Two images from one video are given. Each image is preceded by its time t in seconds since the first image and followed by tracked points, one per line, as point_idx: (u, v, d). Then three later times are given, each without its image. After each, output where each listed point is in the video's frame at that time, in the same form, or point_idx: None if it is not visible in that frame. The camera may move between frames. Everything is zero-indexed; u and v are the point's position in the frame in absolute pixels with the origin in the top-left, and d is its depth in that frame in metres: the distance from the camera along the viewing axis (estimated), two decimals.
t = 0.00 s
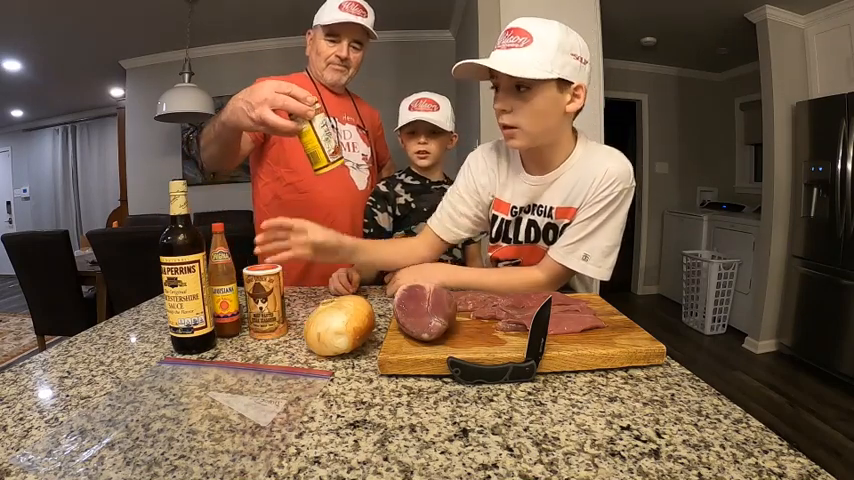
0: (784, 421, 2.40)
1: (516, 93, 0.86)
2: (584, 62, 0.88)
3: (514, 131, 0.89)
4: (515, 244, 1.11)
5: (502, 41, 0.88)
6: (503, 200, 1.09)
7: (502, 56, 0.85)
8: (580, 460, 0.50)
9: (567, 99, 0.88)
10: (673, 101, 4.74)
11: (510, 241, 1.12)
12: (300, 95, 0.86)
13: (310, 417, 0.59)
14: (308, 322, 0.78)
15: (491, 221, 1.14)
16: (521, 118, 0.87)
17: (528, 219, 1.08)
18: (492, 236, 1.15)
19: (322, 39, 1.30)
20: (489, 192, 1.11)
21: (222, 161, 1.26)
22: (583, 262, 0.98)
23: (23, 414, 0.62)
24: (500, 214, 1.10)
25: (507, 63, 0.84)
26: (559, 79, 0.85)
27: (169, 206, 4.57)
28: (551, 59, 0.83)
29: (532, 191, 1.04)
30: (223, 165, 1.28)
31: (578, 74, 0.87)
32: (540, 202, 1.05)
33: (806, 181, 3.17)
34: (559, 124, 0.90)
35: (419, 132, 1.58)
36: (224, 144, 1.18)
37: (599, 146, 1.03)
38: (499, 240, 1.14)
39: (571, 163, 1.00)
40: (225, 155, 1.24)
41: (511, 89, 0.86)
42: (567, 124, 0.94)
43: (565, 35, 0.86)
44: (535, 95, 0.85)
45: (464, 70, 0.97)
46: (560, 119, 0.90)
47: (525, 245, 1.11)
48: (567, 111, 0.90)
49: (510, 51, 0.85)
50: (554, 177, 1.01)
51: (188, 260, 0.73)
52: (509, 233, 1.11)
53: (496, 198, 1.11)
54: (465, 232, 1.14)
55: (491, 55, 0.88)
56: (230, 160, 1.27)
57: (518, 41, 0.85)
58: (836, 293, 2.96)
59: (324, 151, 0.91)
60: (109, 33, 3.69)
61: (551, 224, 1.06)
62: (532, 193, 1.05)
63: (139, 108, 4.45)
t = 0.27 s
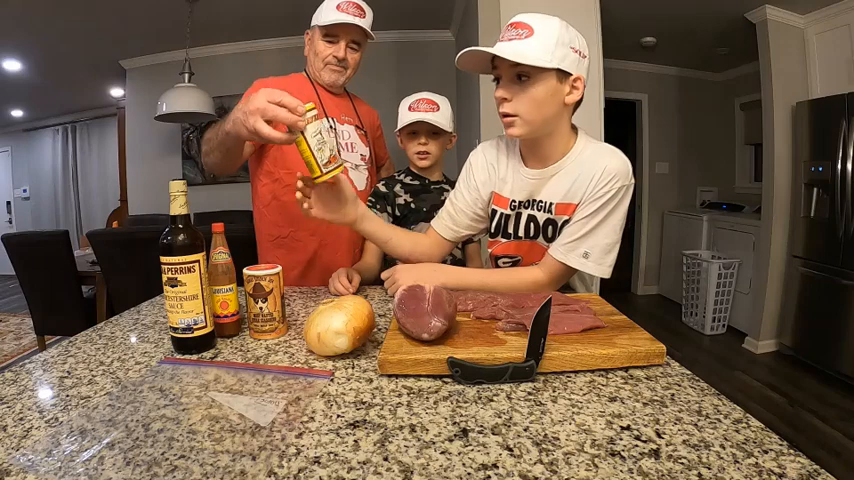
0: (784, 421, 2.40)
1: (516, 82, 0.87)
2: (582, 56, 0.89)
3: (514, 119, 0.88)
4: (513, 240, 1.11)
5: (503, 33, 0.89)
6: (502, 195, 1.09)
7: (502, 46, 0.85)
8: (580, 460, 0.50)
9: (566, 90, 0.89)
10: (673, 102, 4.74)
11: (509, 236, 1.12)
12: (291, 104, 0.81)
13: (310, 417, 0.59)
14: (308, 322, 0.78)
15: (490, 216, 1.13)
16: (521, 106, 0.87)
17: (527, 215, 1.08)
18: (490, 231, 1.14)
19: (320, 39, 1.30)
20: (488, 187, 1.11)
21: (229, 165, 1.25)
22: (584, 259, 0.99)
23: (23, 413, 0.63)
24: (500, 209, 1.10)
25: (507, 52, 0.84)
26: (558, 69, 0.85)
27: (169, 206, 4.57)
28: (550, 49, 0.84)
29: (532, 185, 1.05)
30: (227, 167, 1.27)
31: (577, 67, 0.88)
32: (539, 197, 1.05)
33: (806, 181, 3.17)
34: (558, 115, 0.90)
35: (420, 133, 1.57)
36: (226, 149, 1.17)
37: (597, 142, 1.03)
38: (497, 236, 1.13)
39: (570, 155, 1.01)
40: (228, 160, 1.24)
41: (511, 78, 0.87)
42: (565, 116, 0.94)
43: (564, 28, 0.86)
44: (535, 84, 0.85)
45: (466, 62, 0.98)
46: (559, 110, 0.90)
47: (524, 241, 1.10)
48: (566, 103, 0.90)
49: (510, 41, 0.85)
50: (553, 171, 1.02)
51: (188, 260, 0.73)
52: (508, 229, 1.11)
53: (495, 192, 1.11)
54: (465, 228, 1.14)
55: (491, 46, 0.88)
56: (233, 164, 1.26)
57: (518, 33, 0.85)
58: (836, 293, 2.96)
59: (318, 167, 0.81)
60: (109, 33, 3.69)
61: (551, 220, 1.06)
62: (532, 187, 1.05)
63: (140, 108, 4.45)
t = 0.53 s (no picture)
0: (784, 421, 2.40)
1: (513, 86, 0.87)
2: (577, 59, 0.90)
3: (511, 122, 0.88)
4: (512, 245, 1.11)
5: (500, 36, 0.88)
6: (500, 203, 1.08)
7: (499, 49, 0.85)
8: (580, 460, 0.50)
9: (563, 93, 0.89)
10: (673, 102, 4.74)
11: (508, 242, 1.12)
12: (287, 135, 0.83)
13: (310, 417, 0.59)
14: (308, 321, 0.78)
15: (490, 226, 1.13)
16: (518, 109, 0.87)
17: (526, 220, 1.08)
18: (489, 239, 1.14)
19: (318, 40, 1.29)
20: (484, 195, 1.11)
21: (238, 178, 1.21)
22: (583, 262, 0.99)
23: (23, 413, 0.63)
24: (499, 217, 1.09)
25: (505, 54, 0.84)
26: (555, 72, 0.85)
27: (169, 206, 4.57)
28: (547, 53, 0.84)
29: (528, 191, 1.04)
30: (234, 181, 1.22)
31: (573, 69, 0.89)
32: (537, 202, 1.05)
33: (806, 181, 3.17)
34: (554, 118, 0.90)
35: (419, 132, 1.57)
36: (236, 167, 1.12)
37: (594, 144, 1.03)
38: (497, 242, 1.13)
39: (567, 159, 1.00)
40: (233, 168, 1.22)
41: (509, 81, 0.87)
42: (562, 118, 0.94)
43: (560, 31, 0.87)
44: (532, 87, 0.86)
45: (462, 64, 0.97)
46: (555, 113, 0.90)
47: (524, 246, 1.11)
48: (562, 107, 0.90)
49: (507, 44, 0.85)
50: (550, 175, 1.01)
51: (188, 260, 0.73)
52: (507, 235, 1.11)
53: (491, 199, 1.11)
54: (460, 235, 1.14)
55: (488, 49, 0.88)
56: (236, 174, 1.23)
57: (515, 35, 0.85)
58: (836, 293, 2.96)
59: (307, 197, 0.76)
60: (109, 33, 3.69)
61: (549, 224, 1.06)
62: (529, 194, 1.04)
63: (139, 108, 4.45)
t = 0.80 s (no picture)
0: (784, 421, 2.40)
1: (509, 96, 0.86)
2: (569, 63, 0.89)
3: (510, 135, 0.88)
4: (512, 249, 1.12)
5: (489, 44, 0.85)
6: (496, 211, 1.08)
7: (491, 60, 0.82)
8: (580, 460, 0.50)
9: (557, 100, 0.89)
10: (673, 102, 4.74)
11: (507, 247, 1.12)
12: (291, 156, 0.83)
13: (310, 417, 0.59)
14: (308, 321, 0.78)
15: (488, 232, 1.13)
16: (515, 121, 0.87)
17: (524, 224, 1.08)
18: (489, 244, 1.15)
19: (318, 39, 1.29)
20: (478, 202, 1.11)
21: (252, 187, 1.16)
22: (581, 264, 0.99)
23: (23, 413, 0.63)
24: (496, 225, 1.09)
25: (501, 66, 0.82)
26: (549, 80, 0.85)
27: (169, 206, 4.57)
28: (542, 61, 0.83)
29: (524, 197, 1.04)
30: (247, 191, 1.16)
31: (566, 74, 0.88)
32: (534, 207, 1.05)
33: (806, 181, 3.17)
34: (550, 125, 0.91)
35: (417, 132, 1.57)
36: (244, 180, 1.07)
37: (590, 147, 1.03)
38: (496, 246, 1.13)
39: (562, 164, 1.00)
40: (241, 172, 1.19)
41: (504, 93, 0.86)
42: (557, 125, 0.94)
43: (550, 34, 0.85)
44: (528, 96, 0.85)
45: (452, 74, 0.95)
46: (550, 120, 0.90)
47: (522, 250, 1.11)
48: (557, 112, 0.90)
49: (499, 54, 0.83)
50: (546, 181, 1.01)
51: (188, 260, 0.73)
52: (506, 240, 1.11)
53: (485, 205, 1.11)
54: (456, 242, 1.15)
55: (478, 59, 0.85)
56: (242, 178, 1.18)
57: (508, 44, 0.83)
58: (836, 293, 2.96)
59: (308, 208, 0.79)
60: (109, 33, 3.68)
61: (547, 228, 1.06)
62: (525, 200, 1.04)
63: (139, 108, 4.45)
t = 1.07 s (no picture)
0: (784, 421, 2.40)
1: (527, 104, 0.85)
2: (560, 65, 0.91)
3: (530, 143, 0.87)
4: (512, 250, 1.12)
5: (497, 52, 0.82)
6: (496, 213, 1.08)
7: (512, 71, 0.80)
8: (580, 460, 0.50)
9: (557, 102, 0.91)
10: (673, 101, 4.74)
11: (507, 248, 1.12)
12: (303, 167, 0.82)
13: (310, 417, 0.59)
14: (308, 321, 0.78)
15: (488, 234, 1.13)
16: (534, 129, 0.87)
17: (523, 225, 1.08)
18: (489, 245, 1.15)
19: (319, 39, 1.29)
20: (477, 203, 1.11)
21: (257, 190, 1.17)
22: (581, 261, 0.99)
23: (23, 413, 0.63)
24: (496, 227, 1.09)
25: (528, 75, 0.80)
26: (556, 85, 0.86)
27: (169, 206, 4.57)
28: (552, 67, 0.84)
29: (523, 199, 1.04)
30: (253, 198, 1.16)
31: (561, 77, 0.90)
32: (533, 207, 1.05)
33: (806, 181, 3.17)
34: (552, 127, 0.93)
35: (415, 132, 1.57)
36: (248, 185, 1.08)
37: (586, 146, 1.03)
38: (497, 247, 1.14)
39: (560, 164, 1.00)
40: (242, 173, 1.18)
41: (523, 100, 0.85)
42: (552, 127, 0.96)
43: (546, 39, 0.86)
44: (543, 103, 0.86)
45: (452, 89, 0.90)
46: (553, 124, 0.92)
47: (522, 250, 1.11)
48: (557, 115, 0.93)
49: (518, 64, 0.80)
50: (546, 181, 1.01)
51: (188, 260, 0.73)
52: (506, 241, 1.11)
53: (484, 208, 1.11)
54: (454, 244, 1.15)
55: (492, 69, 0.81)
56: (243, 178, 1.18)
57: (521, 51, 0.80)
58: (836, 293, 2.96)
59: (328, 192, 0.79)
60: (109, 33, 3.68)
61: (547, 227, 1.06)
62: (525, 201, 1.04)
63: (140, 108, 4.45)
